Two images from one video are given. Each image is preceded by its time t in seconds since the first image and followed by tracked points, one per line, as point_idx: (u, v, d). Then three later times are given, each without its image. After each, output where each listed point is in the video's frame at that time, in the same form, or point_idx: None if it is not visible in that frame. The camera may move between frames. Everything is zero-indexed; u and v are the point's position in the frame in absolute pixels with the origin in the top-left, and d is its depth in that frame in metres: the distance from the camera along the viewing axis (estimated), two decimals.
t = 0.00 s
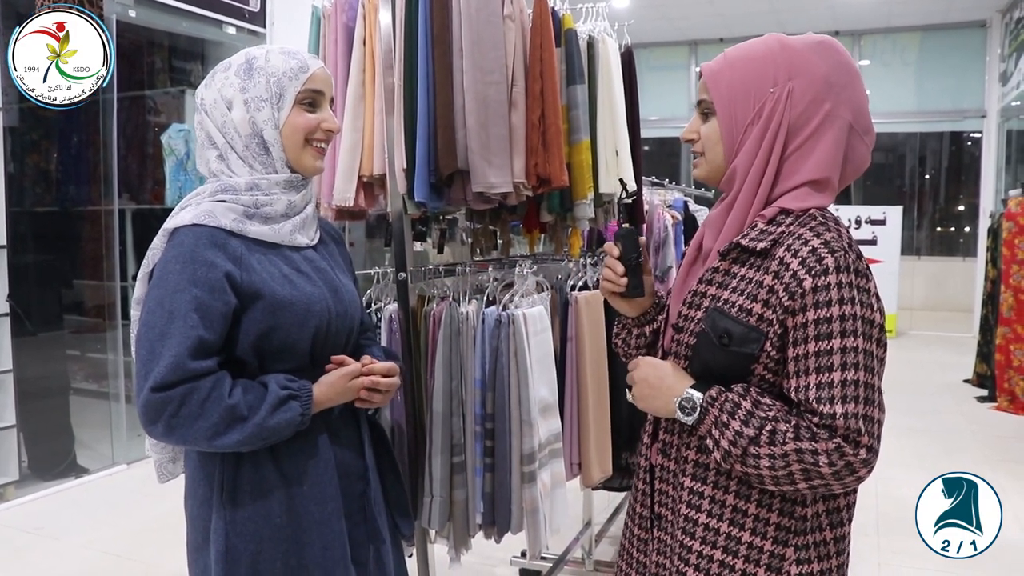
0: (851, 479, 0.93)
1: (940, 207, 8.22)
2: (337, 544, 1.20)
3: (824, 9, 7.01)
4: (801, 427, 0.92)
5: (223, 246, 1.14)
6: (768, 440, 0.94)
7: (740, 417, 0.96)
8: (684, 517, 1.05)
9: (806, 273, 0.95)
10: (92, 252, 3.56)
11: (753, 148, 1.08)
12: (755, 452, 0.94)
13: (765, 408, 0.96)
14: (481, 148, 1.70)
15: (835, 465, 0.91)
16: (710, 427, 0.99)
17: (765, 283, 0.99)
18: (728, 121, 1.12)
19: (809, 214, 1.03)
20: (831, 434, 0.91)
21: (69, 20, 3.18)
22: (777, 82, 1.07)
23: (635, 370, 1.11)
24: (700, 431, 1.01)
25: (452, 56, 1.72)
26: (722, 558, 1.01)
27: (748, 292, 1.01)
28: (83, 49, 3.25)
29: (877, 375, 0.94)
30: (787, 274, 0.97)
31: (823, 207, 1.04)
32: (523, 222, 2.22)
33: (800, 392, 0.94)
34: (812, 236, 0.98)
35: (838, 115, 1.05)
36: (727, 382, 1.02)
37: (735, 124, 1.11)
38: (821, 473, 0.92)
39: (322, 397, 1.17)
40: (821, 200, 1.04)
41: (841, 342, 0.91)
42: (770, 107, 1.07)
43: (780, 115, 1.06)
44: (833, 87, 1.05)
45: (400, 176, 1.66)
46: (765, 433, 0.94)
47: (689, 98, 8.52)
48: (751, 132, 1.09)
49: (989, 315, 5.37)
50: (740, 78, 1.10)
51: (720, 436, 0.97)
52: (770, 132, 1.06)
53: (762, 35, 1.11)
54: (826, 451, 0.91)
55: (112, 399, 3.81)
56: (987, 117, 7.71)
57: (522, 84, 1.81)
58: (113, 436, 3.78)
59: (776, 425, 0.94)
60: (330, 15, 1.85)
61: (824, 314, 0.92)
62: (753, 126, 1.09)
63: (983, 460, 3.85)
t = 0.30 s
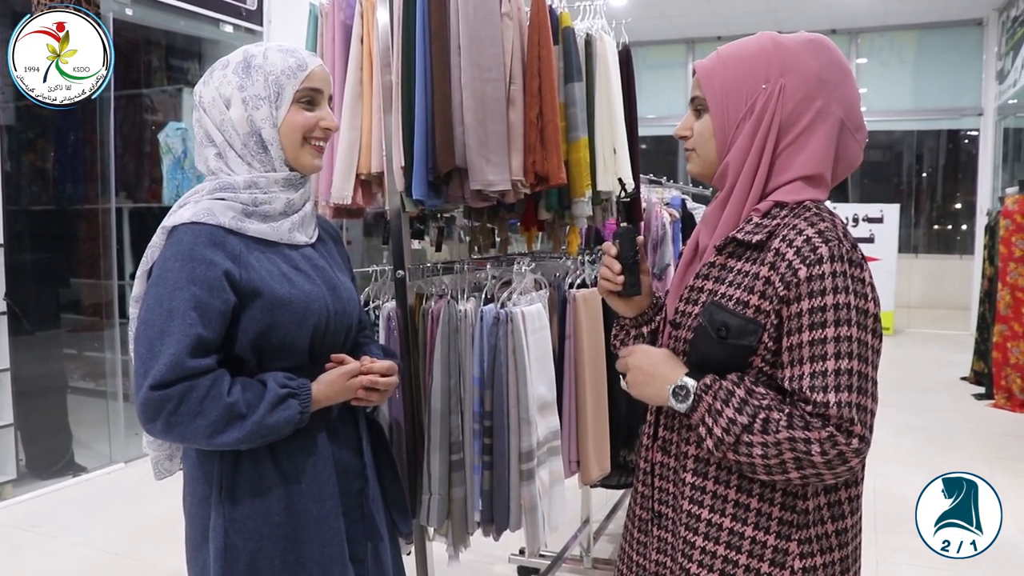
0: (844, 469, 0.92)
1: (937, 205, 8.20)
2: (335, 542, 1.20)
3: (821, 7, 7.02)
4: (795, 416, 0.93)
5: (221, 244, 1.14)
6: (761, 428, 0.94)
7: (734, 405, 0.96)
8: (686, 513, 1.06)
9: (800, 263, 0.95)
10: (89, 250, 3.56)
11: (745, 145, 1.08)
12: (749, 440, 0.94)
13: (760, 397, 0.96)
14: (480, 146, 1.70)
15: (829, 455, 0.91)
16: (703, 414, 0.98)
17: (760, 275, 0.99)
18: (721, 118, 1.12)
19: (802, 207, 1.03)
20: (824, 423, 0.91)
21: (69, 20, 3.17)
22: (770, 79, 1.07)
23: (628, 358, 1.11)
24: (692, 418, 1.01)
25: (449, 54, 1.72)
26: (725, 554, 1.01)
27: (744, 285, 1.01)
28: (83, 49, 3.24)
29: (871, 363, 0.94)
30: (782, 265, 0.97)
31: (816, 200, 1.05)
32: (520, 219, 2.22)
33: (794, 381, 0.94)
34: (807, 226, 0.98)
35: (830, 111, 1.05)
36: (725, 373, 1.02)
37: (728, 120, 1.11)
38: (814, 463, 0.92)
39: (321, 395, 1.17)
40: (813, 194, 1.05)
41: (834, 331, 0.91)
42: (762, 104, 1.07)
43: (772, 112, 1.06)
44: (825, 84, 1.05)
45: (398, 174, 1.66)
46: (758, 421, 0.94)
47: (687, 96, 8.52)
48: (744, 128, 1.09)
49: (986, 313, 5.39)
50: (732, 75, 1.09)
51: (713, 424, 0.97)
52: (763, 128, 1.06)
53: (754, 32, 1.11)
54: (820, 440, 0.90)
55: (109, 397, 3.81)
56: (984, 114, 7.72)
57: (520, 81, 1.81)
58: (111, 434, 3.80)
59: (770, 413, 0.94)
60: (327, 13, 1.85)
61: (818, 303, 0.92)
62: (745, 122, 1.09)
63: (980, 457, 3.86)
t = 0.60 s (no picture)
0: (838, 467, 0.92)
1: (935, 204, 8.21)
2: (333, 542, 1.20)
3: (820, 6, 7.02)
4: (790, 413, 0.92)
5: (219, 243, 1.14)
6: (756, 424, 0.94)
7: (729, 401, 0.96)
8: (681, 513, 1.06)
9: (794, 259, 0.94)
10: (87, 249, 3.56)
11: (746, 144, 1.08)
12: (744, 437, 0.94)
13: (755, 394, 0.96)
14: (479, 145, 1.70)
15: (823, 452, 0.90)
16: (697, 409, 0.99)
17: (756, 272, 0.99)
18: (721, 117, 1.11)
19: (799, 204, 1.02)
20: (818, 420, 0.91)
21: (69, 20, 3.17)
22: (771, 79, 1.07)
23: (623, 356, 1.12)
24: (687, 414, 1.01)
25: (448, 52, 1.72)
26: (720, 553, 1.01)
27: (740, 283, 1.01)
28: (83, 49, 3.24)
29: (866, 361, 0.93)
30: (777, 262, 0.97)
31: (815, 199, 1.04)
32: (519, 218, 2.22)
33: (789, 379, 0.93)
34: (802, 223, 0.98)
35: (832, 112, 1.05)
36: (720, 372, 1.01)
37: (729, 119, 1.11)
38: (808, 460, 0.91)
39: (322, 400, 1.16)
40: (811, 192, 1.04)
41: (829, 327, 0.91)
42: (763, 104, 1.07)
43: (773, 112, 1.06)
44: (827, 84, 1.05)
45: (398, 173, 1.65)
46: (752, 418, 0.94)
47: (685, 95, 8.53)
48: (745, 128, 1.09)
49: (984, 312, 5.39)
50: (733, 74, 1.09)
51: (708, 419, 0.97)
52: (764, 128, 1.06)
53: (756, 31, 1.11)
54: (814, 437, 0.90)
55: (107, 396, 3.85)
56: (982, 114, 7.74)
57: (519, 80, 1.81)
58: (109, 433, 3.81)
59: (765, 410, 0.94)
60: (326, 11, 1.85)
61: (813, 300, 0.92)
62: (746, 122, 1.09)
63: (978, 457, 3.86)
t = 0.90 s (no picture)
0: (841, 466, 0.92)
1: (935, 205, 8.21)
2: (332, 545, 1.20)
3: (819, 7, 7.02)
4: (792, 413, 0.92)
5: (219, 242, 1.14)
6: (759, 425, 0.94)
7: (731, 402, 0.96)
8: (680, 513, 1.06)
9: (792, 260, 0.95)
10: (87, 251, 3.56)
11: (749, 146, 1.08)
12: (746, 438, 0.94)
13: (756, 395, 0.96)
14: (479, 146, 1.70)
15: (826, 451, 0.91)
16: (698, 413, 0.99)
17: (754, 273, 0.99)
18: (725, 117, 1.11)
19: (798, 204, 1.02)
20: (822, 420, 0.91)
21: (69, 20, 3.15)
22: (777, 82, 1.07)
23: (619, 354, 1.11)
24: (688, 416, 1.01)
25: (449, 55, 1.72)
26: (720, 554, 1.01)
27: (738, 284, 1.01)
28: (83, 49, 3.22)
29: (866, 362, 0.93)
30: (775, 262, 0.97)
31: (816, 201, 1.05)
32: (520, 220, 2.23)
33: (789, 379, 0.93)
34: (799, 223, 0.98)
35: (836, 116, 1.05)
36: (720, 372, 1.01)
37: (732, 120, 1.11)
38: (811, 459, 0.91)
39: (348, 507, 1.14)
40: (811, 194, 1.04)
41: (829, 327, 0.91)
42: (768, 107, 1.07)
43: (777, 114, 1.06)
44: (832, 90, 1.05)
45: (398, 175, 1.65)
46: (755, 419, 0.94)
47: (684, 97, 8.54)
48: (747, 131, 1.09)
49: (984, 313, 5.39)
50: (738, 74, 1.09)
51: (710, 422, 0.97)
52: (768, 130, 1.06)
53: (762, 30, 1.11)
54: (817, 437, 0.90)
55: (107, 398, 3.81)
56: (982, 115, 7.74)
57: (519, 82, 1.81)
58: (109, 436, 3.80)
59: (768, 410, 0.94)
60: (326, 13, 1.85)
61: (812, 301, 0.92)
62: (749, 123, 1.09)
63: (979, 458, 3.86)
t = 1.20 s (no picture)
0: (803, 468, 0.91)
1: (934, 206, 8.22)
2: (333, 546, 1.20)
3: (819, 8, 7.03)
4: (763, 409, 0.92)
5: (219, 240, 1.14)
6: (727, 417, 0.93)
7: (702, 392, 0.96)
8: (679, 513, 1.06)
9: (784, 258, 0.94)
10: (87, 251, 3.55)
11: (748, 147, 1.09)
12: (713, 428, 0.94)
13: (728, 387, 0.96)
14: (479, 147, 1.70)
15: (790, 452, 0.90)
16: (670, 398, 0.98)
17: (749, 271, 0.99)
18: (724, 118, 1.11)
19: (796, 206, 1.02)
20: (790, 419, 0.90)
21: (69, 20, 3.23)
22: (776, 83, 1.07)
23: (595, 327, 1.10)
24: (660, 401, 1.00)
25: (450, 55, 1.72)
26: (715, 555, 1.01)
27: (733, 282, 1.01)
28: (83, 49, 3.30)
29: (848, 362, 0.92)
30: (768, 260, 0.97)
31: (814, 202, 1.05)
32: (520, 220, 2.23)
33: (765, 375, 0.93)
34: (794, 223, 0.98)
35: (834, 118, 1.05)
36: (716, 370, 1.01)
37: (731, 121, 1.11)
38: (774, 458, 0.91)
39: (349, 513, 1.16)
40: (809, 195, 1.04)
41: (808, 327, 0.90)
42: (767, 109, 1.07)
43: (776, 116, 1.06)
44: (831, 91, 1.05)
45: (398, 175, 1.66)
46: (724, 411, 0.94)
47: (684, 97, 8.54)
48: (746, 132, 1.09)
49: (984, 314, 5.39)
50: (737, 75, 1.09)
51: (680, 407, 0.97)
52: (767, 132, 1.07)
53: (761, 31, 1.11)
54: (782, 435, 0.89)
55: (108, 399, 3.80)
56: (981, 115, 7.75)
57: (520, 82, 1.81)
58: (110, 435, 3.79)
59: (738, 404, 0.93)
60: (327, 13, 1.85)
61: (797, 300, 0.91)
62: (748, 125, 1.10)
63: (978, 458, 3.86)
